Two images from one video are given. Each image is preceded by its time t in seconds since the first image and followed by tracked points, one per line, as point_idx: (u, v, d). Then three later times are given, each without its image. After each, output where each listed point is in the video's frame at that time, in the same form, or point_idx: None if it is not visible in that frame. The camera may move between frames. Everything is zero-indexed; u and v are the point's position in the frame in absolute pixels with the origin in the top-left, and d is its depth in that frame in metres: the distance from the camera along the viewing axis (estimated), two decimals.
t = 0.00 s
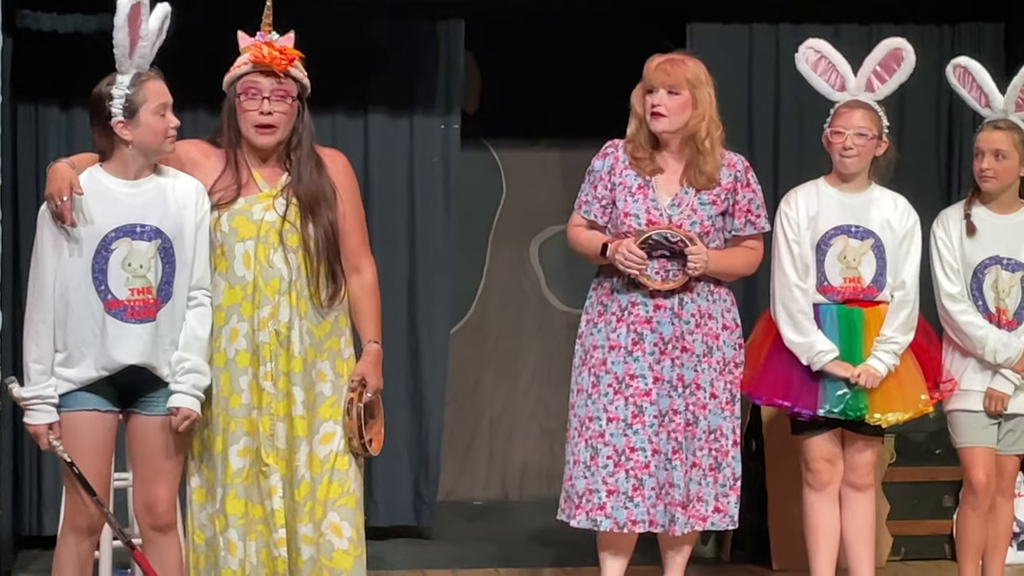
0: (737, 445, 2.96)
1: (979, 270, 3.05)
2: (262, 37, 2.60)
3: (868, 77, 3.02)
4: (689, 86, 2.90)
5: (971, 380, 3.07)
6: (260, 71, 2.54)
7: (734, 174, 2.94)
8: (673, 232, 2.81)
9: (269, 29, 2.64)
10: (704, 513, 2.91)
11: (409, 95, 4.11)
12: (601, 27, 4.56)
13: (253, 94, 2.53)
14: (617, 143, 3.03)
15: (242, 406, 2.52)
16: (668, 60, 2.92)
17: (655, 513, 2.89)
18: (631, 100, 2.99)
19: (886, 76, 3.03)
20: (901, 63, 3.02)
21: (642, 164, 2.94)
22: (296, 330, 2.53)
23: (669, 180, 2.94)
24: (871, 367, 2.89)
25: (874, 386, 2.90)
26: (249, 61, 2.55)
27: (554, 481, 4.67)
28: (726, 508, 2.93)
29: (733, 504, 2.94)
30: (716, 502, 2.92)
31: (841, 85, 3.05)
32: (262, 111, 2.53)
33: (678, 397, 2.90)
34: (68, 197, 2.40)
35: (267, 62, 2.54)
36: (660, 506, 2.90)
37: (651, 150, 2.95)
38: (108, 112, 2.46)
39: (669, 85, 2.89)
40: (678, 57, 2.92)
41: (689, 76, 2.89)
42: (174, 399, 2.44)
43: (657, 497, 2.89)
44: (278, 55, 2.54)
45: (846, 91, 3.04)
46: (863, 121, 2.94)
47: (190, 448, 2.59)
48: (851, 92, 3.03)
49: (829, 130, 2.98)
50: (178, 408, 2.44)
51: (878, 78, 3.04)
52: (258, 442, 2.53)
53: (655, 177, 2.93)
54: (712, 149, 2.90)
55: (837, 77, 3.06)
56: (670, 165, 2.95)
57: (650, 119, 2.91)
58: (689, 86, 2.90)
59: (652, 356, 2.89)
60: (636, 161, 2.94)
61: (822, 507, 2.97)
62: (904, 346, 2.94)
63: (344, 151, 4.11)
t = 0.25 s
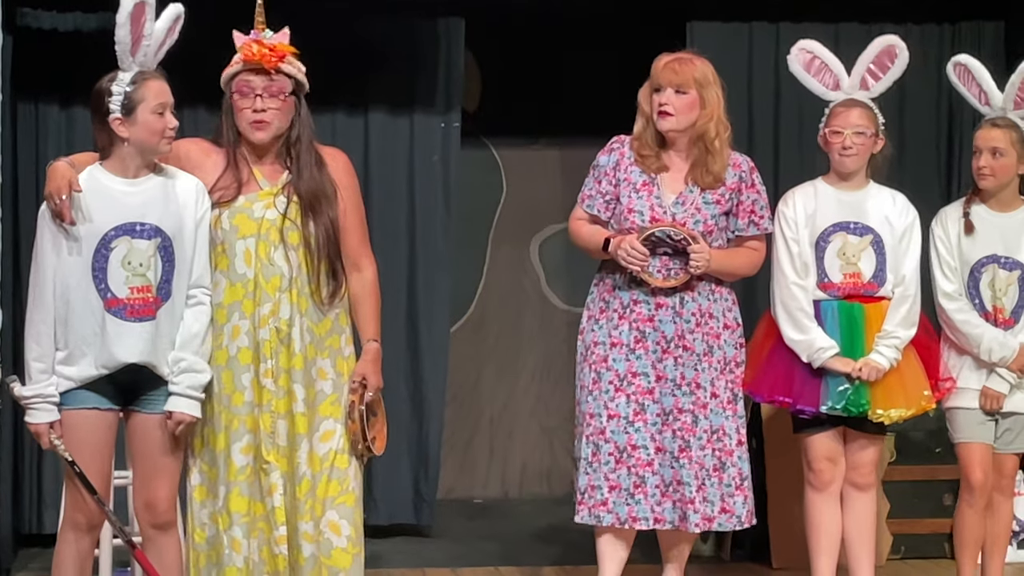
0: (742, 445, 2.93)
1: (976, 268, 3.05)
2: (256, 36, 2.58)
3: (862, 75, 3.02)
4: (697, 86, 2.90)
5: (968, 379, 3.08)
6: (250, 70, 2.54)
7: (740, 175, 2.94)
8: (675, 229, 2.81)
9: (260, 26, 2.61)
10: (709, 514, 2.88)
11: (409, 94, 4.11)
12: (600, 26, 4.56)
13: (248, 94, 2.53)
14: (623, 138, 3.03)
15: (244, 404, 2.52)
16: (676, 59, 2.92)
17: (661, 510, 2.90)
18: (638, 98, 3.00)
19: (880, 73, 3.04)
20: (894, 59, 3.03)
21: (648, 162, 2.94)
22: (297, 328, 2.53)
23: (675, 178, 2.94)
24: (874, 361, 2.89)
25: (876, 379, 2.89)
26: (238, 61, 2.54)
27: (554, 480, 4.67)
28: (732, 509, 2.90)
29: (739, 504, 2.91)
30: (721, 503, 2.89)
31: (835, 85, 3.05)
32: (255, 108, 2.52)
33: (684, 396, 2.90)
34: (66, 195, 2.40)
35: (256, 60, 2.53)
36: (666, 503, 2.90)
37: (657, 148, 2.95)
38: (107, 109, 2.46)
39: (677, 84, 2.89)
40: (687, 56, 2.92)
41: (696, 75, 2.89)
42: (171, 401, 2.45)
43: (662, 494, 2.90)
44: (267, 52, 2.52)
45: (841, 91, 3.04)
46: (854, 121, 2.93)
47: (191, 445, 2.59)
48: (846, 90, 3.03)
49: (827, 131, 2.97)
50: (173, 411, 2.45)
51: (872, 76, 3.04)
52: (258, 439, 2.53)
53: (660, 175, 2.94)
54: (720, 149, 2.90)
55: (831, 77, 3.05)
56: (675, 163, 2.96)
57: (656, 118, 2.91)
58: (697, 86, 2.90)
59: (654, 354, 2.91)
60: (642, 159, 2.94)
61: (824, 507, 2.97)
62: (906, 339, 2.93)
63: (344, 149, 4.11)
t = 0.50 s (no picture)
0: (743, 444, 2.94)
1: (968, 267, 3.05)
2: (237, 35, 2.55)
3: (859, 73, 3.03)
4: (697, 85, 2.90)
5: (961, 378, 3.07)
6: (225, 67, 2.54)
7: (740, 173, 2.94)
8: (674, 228, 2.81)
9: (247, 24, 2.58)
10: (710, 514, 2.88)
11: (409, 93, 4.12)
12: (600, 24, 4.56)
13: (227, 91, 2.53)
14: (624, 136, 3.03)
15: (241, 404, 2.52)
16: (678, 57, 2.92)
17: (654, 507, 2.92)
18: (640, 97, 3.00)
19: (877, 71, 3.04)
20: (890, 57, 3.03)
21: (648, 160, 2.94)
22: (294, 329, 2.52)
23: (676, 177, 2.94)
24: (875, 357, 2.90)
25: (879, 374, 2.91)
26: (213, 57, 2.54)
27: (554, 478, 4.68)
28: (732, 508, 2.91)
29: (739, 503, 2.92)
30: (722, 502, 2.89)
31: (831, 84, 3.06)
32: (231, 105, 2.52)
33: (679, 394, 2.90)
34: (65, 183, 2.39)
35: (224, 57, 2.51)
36: (659, 500, 2.92)
37: (658, 147, 2.95)
38: (104, 107, 2.46)
39: (678, 83, 2.89)
40: (688, 55, 2.93)
41: (697, 74, 2.90)
42: (170, 399, 2.45)
43: (656, 492, 2.92)
44: (232, 48, 2.50)
45: (837, 90, 3.04)
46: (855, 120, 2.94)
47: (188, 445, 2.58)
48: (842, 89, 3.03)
49: (826, 130, 2.98)
50: (172, 409, 2.45)
51: (868, 74, 3.04)
52: (257, 440, 2.53)
53: (661, 173, 2.94)
54: (721, 147, 2.91)
55: (827, 76, 3.06)
56: (676, 161, 2.96)
57: (657, 117, 2.91)
58: (698, 85, 2.90)
59: (653, 351, 2.91)
60: (643, 157, 2.94)
61: (824, 506, 2.97)
62: (908, 337, 2.95)
63: (343, 148, 4.11)
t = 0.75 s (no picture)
0: (744, 442, 2.94)
1: (962, 262, 3.05)
2: (237, 32, 2.56)
3: (863, 74, 3.02)
4: (695, 82, 2.90)
5: (957, 374, 3.08)
6: (225, 65, 2.54)
7: (739, 171, 2.94)
8: (673, 227, 2.80)
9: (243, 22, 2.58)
10: (712, 513, 2.88)
11: (409, 91, 4.12)
12: (600, 23, 4.56)
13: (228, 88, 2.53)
14: (622, 135, 3.03)
15: (237, 401, 2.53)
16: (675, 56, 2.92)
17: (654, 505, 2.92)
18: (637, 97, 3.00)
19: (882, 72, 3.02)
20: (895, 59, 3.01)
21: (647, 159, 2.94)
22: (291, 326, 2.52)
23: (675, 175, 2.94)
24: (877, 357, 2.89)
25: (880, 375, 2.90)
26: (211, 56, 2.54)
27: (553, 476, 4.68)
28: (734, 506, 2.92)
29: (741, 502, 2.92)
30: (723, 501, 2.90)
31: (836, 83, 3.06)
32: (231, 103, 2.52)
33: (670, 392, 2.90)
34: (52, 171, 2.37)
35: (225, 54, 2.52)
36: (659, 498, 2.92)
37: (657, 145, 2.95)
38: (101, 104, 2.47)
39: (675, 82, 2.89)
40: (685, 54, 2.92)
41: (695, 72, 2.90)
42: (173, 398, 2.45)
43: (656, 490, 2.92)
44: (233, 44, 2.51)
45: (841, 87, 3.04)
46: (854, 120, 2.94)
47: (188, 443, 2.58)
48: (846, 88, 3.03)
49: (827, 130, 2.98)
50: (173, 407, 2.45)
51: (873, 74, 3.03)
52: (253, 437, 2.53)
53: (660, 172, 2.93)
54: (719, 145, 2.91)
55: (832, 74, 3.06)
56: (675, 160, 2.96)
57: (656, 116, 2.91)
58: (696, 83, 2.90)
59: (653, 350, 2.91)
60: (642, 156, 2.94)
61: (824, 505, 2.97)
62: (909, 336, 2.94)
63: (343, 147, 4.11)
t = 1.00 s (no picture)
0: (742, 441, 2.96)
1: (960, 261, 3.04)
2: (232, 32, 2.56)
3: (873, 76, 3.01)
4: (694, 81, 2.90)
5: (955, 373, 3.06)
6: (222, 66, 2.54)
7: (738, 170, 2.94)
8: (673, 226, 2.81)
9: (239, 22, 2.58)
10: (712, 512, 2.90)
11: (409, 90, 4.11)
12: (600, 22, 4.56)
13: (225, 88, 2.53)
14: (622, 134, 3.03)
15: (234, 400, 2.53)
16: (673, 54, 2.92)
17: (653, 505, 2.92)
18: (637, 96, 3.00)
19: (891, 76, 3.00)
20: (906, 64, 2.98)
21: (647, 158, 2.93)
22: (288, 325, 2.53)
23: (674, 174, 2.94)
24: (873, 363, 2.90)
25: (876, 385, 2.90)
26: (209, 55, 2.54)
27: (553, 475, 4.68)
28: (733, 505, 2.93)
29: (740, 500, 2.93)
30: (723, 500, 2.91)
31: (847, 81, 3.05)
32: (228, 103, 2.52)
33: (669, 392, 2.89)
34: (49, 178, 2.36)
35: (221, 54, 2.52)
36: (658, 498, 2.92)
37: (656, 144, 2.95)
38: (97, 103, 2.46)
39: (674, 80, 2.89)
40: (684, 53, 2.92)
41: (694, 71, 2.89)
42: (165, 395, 2.46)
43: (655, 490, 2.92)
44: (227, 46, 2.51)
45: (852, 86, 3.03)
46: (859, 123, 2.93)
47: (184, 441, 2.59)
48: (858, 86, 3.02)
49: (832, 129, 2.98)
50: (168, 404, 2.45)
51: (882, 78, 3.02)
52: (250, 435, 2.53)
53: (659, 171, 2.93)
54: (718, 143, 2.90)
55: (844, 72, 3.06)
56: (675, 159, 2.96)
57: (656, 115, 2.91)
58: (695, 81, 2.90)
59: (652, 349, 2.91)
60: (641, 155, 2.94)
61: (820, 503, 2.97)
62: (906, 343, 2.94)
63: (342, 145, 4.11)
